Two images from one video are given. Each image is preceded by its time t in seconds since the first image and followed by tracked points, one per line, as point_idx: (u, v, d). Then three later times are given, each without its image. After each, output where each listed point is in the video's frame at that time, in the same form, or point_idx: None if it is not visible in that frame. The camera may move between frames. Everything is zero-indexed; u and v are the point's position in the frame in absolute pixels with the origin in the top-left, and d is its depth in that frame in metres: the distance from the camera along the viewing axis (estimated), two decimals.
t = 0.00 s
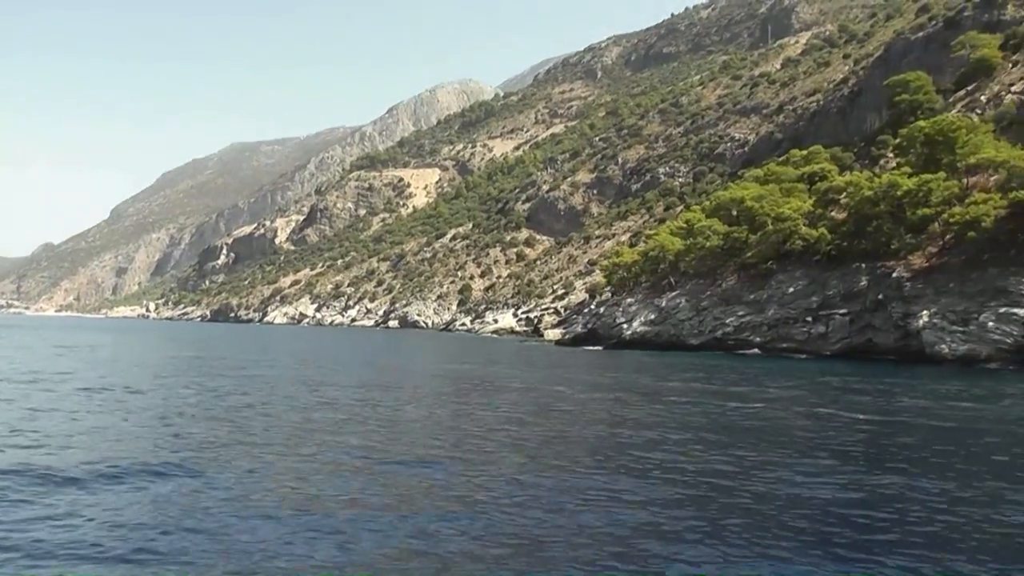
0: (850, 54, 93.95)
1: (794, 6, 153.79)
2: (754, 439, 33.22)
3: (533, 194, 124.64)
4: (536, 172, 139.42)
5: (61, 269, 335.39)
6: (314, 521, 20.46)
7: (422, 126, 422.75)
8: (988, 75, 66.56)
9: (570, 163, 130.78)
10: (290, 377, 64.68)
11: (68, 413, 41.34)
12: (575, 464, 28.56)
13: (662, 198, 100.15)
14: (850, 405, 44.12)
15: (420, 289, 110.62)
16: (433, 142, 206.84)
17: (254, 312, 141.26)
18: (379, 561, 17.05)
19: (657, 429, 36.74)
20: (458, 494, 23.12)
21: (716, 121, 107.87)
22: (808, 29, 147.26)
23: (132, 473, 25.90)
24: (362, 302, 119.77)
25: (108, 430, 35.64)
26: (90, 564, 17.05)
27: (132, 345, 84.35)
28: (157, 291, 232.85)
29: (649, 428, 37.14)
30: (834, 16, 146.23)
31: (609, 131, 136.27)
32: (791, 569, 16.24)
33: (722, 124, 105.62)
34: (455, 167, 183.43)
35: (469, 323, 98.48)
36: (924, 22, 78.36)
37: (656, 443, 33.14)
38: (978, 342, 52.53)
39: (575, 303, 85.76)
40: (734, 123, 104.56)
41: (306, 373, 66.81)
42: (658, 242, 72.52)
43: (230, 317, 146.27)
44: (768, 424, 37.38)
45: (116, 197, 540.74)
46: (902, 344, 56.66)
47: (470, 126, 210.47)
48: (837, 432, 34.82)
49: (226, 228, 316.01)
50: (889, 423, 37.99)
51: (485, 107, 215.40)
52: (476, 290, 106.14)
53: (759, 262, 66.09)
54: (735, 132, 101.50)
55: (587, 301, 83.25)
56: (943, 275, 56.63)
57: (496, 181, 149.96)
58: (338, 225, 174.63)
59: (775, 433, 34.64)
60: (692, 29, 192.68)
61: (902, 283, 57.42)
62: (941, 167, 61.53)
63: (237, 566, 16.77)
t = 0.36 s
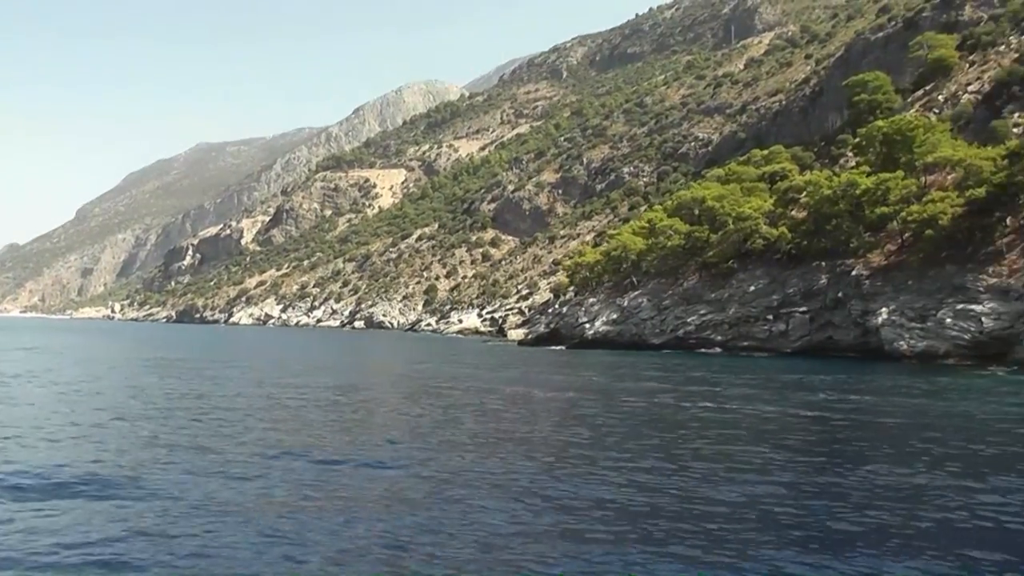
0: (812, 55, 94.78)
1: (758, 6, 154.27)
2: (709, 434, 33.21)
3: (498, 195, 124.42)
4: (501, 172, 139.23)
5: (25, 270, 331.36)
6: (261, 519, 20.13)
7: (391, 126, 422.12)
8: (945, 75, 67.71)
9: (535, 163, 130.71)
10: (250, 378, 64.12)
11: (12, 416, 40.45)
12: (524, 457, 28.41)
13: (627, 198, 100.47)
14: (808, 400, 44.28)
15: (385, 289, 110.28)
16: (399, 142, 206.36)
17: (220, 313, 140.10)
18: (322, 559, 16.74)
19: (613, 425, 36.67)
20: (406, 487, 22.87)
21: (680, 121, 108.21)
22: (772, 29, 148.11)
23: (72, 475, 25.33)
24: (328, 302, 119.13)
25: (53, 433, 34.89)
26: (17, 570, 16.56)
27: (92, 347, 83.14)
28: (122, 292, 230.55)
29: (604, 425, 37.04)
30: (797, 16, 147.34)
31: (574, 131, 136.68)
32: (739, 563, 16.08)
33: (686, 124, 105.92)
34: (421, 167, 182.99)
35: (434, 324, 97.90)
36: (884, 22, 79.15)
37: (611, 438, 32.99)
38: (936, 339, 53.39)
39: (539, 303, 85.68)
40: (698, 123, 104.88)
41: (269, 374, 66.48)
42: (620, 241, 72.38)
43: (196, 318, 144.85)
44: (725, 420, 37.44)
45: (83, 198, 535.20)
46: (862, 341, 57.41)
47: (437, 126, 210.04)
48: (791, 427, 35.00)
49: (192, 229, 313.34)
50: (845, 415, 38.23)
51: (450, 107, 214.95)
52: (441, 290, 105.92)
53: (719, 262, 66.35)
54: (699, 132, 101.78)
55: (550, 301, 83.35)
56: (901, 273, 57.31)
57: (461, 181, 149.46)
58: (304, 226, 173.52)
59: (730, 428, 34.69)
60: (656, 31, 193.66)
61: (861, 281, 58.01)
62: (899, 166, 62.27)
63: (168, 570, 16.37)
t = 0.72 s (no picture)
0: (782, 72, 96.04)
1: (731, 22, 155.96)
2: (668, 448, 33.48)
3: (471, 207, 124.65)
4: (475, 185, 139.55)
5: None
6: (214, 540, 20.13)
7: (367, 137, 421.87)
8: (911, 94, 68.94)
9: (508, 176, 131.08)
10: (215, 389, 63.55)
11: None
12: (479, 471, 28.54)
13: (599, 212, 100.95)
14: (768, 415, 44.68)
15: (357, 300, 110.13)
16: (373, 154, 206.40)
17: (191, 323, 139.27)
18: None
19: (572, 440, 36.82)
20: (361, 505, 22.97)
21: (653, 135, 108.93)
22: (745, 45, 149.95)
23: (20, 494, 25.01)
24: (300, 313, 118.75)
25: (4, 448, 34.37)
26: None
27: (58, 357, 82.19)
28: (92, 300, 228.63)
29: (565, 440, 37.19)
30: (769, 33, 149.26)
31: (547, 145, 137.53)
32: None
33: (659, 138, 106.55)
34: (395, 178, 183.10)
35: (405, 335, 97.45)
36: (853, 41, 80.31)
37: (570, 453, 33.11)
38: (900, 355, 54.05)
39: (510, 316, 85.79)
40: (670, 138, 105.50)
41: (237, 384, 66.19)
42: (589, 255, 72.93)
43: (166, 328, 143.85)
44: (685, 434, 37.70)
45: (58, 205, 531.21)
46: (827, 357, 57.39)
47: (411, 138, 210.76)
48: (751, 440, 35.38)
49: (164, 237, 311.48)
50: (804, 429, 38.67)
51: (424, 119, 215.45)
52: (414, 301, 105.86)
53: (687, 276, 66.76)
54: (671, 146, 102.38)
55: (519, 314, 83.45)
56: (866, 289, 57.89)
57: (434, 194, 149.53)
58: (276, 235, 172.79)
59: (689, 442, 35.02)
60: (631, 45, 195.32)
61: (827, 297, 58.49)
62: (865, 184, 62.90)
63: None
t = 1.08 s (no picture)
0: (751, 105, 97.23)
1: (702, 54, 158.39)
2: (623, 481, 33.43)
3: (443, 238, 124.82)
4: (447, 215, 139.77)
5: None
6: None
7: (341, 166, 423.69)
8: (877, 127, 69.75)
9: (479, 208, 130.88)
10: (178, 420, 62.87)
11: None
12: (429, 504, 28.41)
13: (570, 242, 101.18)
14: (729, 445, 44.72)
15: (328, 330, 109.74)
16: (345, 184, 206.63)
17: (162, 353, 138.37)
18: None
19: (530, 472, 36.74)
20: (302, 543, 22.85)
21: (624, 166, 109.64)
22: (716, 77, 152.31)
23: None
24: (272, 343, 118.11)
25: None
26: None
27: (24, 388, 81.22)
28: (60, 332, 226.47)
29: (522, 472, 37.13)
30: (739, 65, 151.39)
31: (519, 175, 138.32)
32: None
33: (630, 169, 107.17)
34: (367, 210, 183.38)
35: (376, 366, 97.12)
36: (821, 74, 81.47)
37: (526, 485, 33.00)
38: (865, 385, 54.31)
39: (480, 346, 85.56)
40: (641, 168, 106.16)
41: (204, 415, 65.73)
42: (558, 286, 73.12)
43: (137, 359, 142.71)
44: (643, 466, 37.56)
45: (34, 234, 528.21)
46: (792, 387, 57.39)
47: (382, 169, 210.93)
48: (709, 471, 35.37)
49: (136, 267, 309.67)
50: (763, 460, 38.68)
51: (397, 149, 216.48)
52: (385, 332, 105.54)
53: (655, 307, 66.91)
54: (641, 177, 102.96)
55: (488, 346, 83.25)
56: (832, 320, 58.23)
57: (407, 224, 149.54)
58: (248, 265, 172.09)
59: (648, 472, 34.94)
60: (602, 76, 196.26)
61: (793, 327, 58.72)
62: (831, 216, 63.39)
63: None
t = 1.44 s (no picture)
0: (722, 143, 98.53)
1: (676, 91, 160.70)
2: (582, 518, 33.55)
3: (416, 269, 125.02)
4: (419, 247, 140.01)
5: None
6: None
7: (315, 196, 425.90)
8: (844, 167, 70.40)
9: (453, 241, 131.59)
10: (141, 449, 62.32)
11: None
12: (382, 545, 28.34)
13: (541, 276, 101.51)
14: (689, 480, 44.98)
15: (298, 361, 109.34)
16: (319, 215, 206.85)
17: (130, 383, 137.35)
18: None
19: (489, 509, 36.70)
20: None
21: (597, 202, 110.55)
22: (689, 114, 154.50)
23: None
24: (241, 373, 117.48)
25: None
26: None
27: None
28: (26, 361, 223.93)
29: (479, 506, 37.22)
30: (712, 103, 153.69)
31: (492, 209, 139.08)
32: None
33: (603, 204, 108.08)
34: (339, 240, 183.62)
35: (345, 397, 96.84)
36: (792, 114, 82.71)
37: (483, 521, 33.00)
38: (827, 422, 55.05)
39: (449, 379, 85.35)
40: (613, 204, 106.80)
41: (167, 445, 65.10)
42: (526, 320, 73.27)
43: (105, 388, 141.42)
44: (600, 501, 37.79)
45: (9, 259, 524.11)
46: (756, 424, 57.69)
47: (355, 200, 211.45)
48: (668, 508, 35.53)
49: (106, 295, 307.51)
50: (723, 496, 38.86)
51: (371, 181, 217.33)
52: (355, 363, 105.27)
53: (622, 342, 67.09)
54: (613, 212, 103.62)
55: (455, 379, 83.12)
56: (796, 357, 58.74)
57: (380, 255, 149.59)
58: (220, 293, 171.20)
59: (606, 509, 35.04)
60: (576, 111, 198.79)
61: (758, 364, 59.11)
62: (797, 255, 63.92)
63: None
